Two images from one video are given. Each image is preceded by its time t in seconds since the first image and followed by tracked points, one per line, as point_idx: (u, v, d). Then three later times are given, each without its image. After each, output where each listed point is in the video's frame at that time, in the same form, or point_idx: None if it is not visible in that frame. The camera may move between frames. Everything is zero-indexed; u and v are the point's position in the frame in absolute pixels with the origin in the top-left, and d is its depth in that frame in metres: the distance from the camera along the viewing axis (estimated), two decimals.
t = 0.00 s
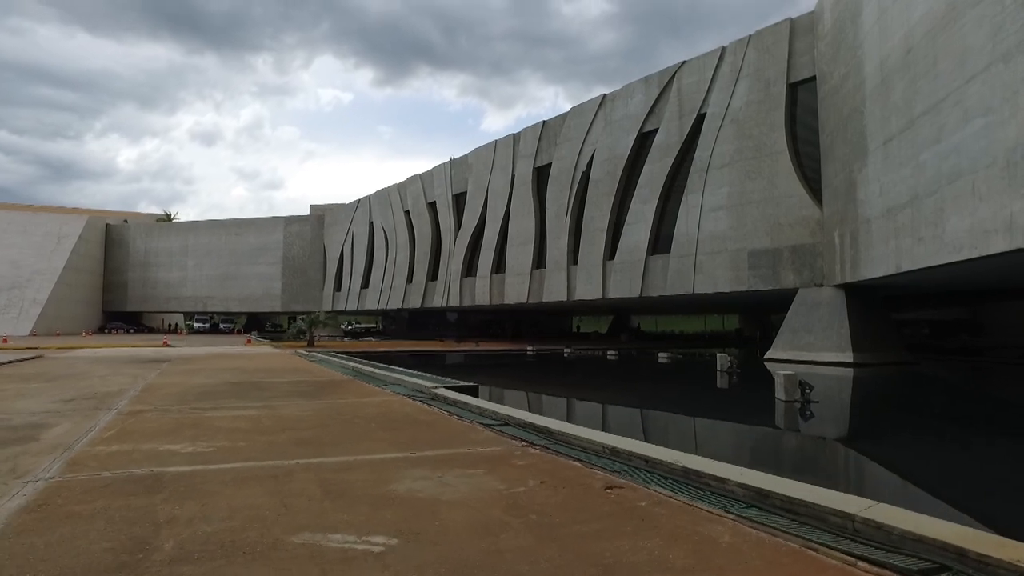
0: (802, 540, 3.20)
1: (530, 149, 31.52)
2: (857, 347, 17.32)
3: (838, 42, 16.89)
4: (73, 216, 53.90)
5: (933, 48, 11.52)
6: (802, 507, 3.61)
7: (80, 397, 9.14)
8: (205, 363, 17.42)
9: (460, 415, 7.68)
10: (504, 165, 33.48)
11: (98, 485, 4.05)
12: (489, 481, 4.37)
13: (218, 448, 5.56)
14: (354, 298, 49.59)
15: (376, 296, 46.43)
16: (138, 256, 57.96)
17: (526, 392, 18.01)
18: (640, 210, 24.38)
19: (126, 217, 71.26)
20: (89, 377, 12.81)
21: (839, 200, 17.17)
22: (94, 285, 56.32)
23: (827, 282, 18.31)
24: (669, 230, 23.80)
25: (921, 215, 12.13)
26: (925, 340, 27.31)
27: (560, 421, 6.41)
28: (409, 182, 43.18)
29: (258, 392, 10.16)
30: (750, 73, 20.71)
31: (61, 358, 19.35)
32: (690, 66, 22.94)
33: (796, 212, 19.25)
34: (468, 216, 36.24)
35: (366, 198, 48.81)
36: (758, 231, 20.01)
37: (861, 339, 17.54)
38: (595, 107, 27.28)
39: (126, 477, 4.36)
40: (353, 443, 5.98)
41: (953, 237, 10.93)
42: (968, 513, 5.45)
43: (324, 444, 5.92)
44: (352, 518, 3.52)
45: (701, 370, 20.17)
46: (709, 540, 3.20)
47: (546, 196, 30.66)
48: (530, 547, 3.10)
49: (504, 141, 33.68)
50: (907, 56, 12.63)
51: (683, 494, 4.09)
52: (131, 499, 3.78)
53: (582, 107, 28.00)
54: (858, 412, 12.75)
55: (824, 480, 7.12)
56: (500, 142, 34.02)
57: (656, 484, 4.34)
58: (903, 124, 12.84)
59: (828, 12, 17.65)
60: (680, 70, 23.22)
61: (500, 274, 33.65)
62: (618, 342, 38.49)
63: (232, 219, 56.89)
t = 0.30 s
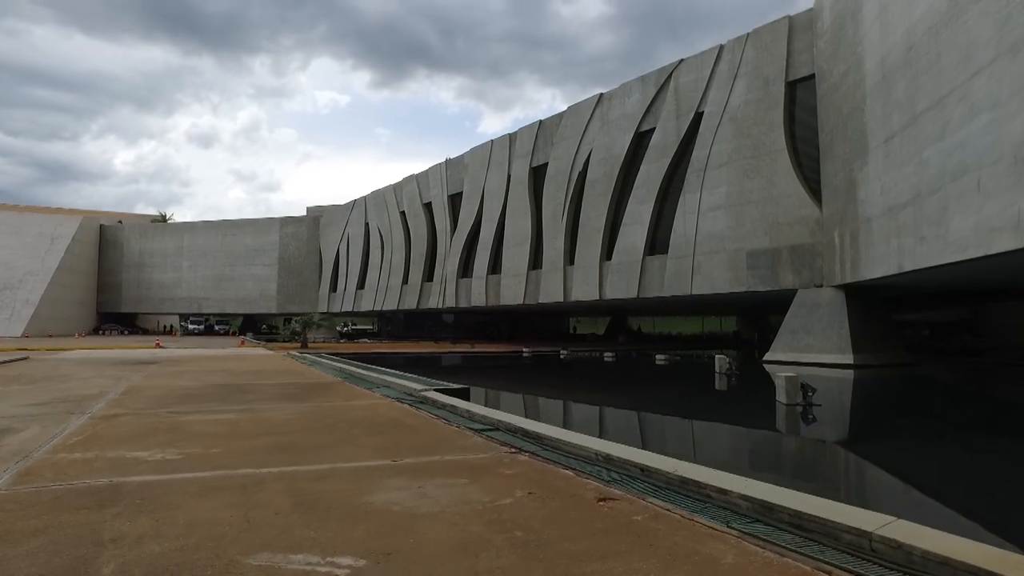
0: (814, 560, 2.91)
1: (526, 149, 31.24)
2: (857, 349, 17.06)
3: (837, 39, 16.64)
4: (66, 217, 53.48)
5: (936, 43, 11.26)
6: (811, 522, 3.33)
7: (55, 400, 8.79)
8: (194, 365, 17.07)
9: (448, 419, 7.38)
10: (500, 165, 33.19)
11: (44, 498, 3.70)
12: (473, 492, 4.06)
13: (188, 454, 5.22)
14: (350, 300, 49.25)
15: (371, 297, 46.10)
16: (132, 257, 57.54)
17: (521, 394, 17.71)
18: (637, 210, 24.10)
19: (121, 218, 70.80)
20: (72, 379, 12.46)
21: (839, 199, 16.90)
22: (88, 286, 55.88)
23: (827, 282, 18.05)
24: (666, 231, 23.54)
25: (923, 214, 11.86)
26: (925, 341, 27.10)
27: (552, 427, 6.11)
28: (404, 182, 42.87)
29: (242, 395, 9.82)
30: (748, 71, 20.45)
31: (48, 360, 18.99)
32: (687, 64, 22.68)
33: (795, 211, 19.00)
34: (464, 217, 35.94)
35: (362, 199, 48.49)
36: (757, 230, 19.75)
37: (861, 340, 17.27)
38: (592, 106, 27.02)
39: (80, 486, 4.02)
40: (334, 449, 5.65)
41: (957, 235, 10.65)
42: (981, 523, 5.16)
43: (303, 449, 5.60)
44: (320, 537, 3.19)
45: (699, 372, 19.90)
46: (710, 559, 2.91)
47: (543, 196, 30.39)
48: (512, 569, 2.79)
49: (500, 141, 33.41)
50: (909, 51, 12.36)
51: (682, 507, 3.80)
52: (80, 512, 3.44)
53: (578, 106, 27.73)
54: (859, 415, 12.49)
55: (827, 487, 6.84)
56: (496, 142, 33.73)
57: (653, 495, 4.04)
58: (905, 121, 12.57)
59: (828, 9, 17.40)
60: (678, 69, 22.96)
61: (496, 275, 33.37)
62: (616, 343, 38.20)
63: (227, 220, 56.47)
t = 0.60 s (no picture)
0: None
1: (523, 148, 30.95)
2: (857, 350, 16.80)
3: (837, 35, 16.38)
4: (60, 218, 53.03)
5: (940, 36, 10.98)
6: (823, 543, 3.03)
7: (29, 404, 8.42)
8: (182, 366, 16.70)
9: (436, 424, 7.06)
10: (496, 165, 32.88)
11: None
12: (453, 506, 3.74)
13: (155, 462, 4.86)
14: (346, 301, 48.89)
15: (367, 298, 45.77)
16: (127, 257, 57.09)
17: (517, 396, 17.40)
18: (634, 210, 23.81)
19: (115, 218, 70.33)
20: (52, 381, 12.10)
21: (839, 197, 16.63)
22: (81, 287, 55.41)
23: (827, 282, 17.78)
24: (664, 231, 23.26)
25: (926, 212, 11.57)
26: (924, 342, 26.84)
27: (544, 433, 5.80)
28: (400, 182, 42.55)
29: (226, 398, 9.47)
30: (746, 69, 20.18)
31: (34, 361, 18.60)
32: (685, 62, 22.41)
33: (794, 211, 18.73)
34: (459, 217, 35.64)
35: (357, 199, 48.15)
36: (755, 230, 19.47)
37: (861, 341, 17.01)
38: (589, 105, 26.73)
39: (26, 501, 3.68)
40: (312, 456, 5.30)
41: (962, 233, 10.37)
42: (995, 535, 4.86)
43: (280, 456, 5.26)
44: (278, 561, 2.87)
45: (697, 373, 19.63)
46: None
47: (539, 196, 30.09)
48: None
49: (496, 140, 33.12)
50: (911, 46, 12.09)
51: (680, 522, 3.50)
52: (16, 532, 3.10)
53: (575, 105, 27.45)
54: (860, 416, 12.23)
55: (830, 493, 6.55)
56: (492, 142, 33.44)
57: (649, 509, 3.74)
58: (908, 117, 12.28)
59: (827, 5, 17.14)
60: (675, 67, 22.69)
61: (492, 275, 33.07)
62: (613, 344, 37.85)
63: (222, 221, 56.02)
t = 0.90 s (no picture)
0: None
1: (520, 147, 30.66)
2: (859, 351, 16.53)
3: (838, 31, 16.10)
4: (54, 218, 52.63)
5: (946, 29, 10.70)
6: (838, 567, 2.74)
7: (2, 407, 8.09)
8: (171, 368, 16.36)
9: (423, 428, 6.76)
10: (493, 164, 32.57)
11: None
12: (432, 520, 3.43)
13: (119, 471, 4.53)
14: (342, 301, 48.56)
15: (363, 298, 45.43)
16: (122, 258, 56.69)
17: (512, 397, 17.11)
18: (633, 209, 23.50)
19: (111, 218, 69.92)
20: (34, 383, 11.75)
21: (840, 196, 16.36)
22: (76, 287, 55.02)
23: (827, 282, 17.50)
24: (662, 231, 22.97)
25: (931, 209, 11.28)
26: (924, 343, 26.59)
27: (535, 439, 5.50)
28: (397, 182, 42.23)
29: (209, 400, 9.15)
30: (746, 66, 19.89)
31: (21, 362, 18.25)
32: (683, 59, 22.12)
33: (795, 210, 18.45)
34: (456, 217, 35.33)
35: (354, 199, 47.82)
36: (755, 229, 19.19)
37: (863, 342, 16.74)
38: (586, 103, 26.44)
39: None
40: (288, 464, 4.97)
41: (969, 231, 10.09)
42: (1010, 549, 4.56)
43: (254, 464, 4.93)
44: None
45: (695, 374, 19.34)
46: None
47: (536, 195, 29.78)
48: None
49: (493, 140, 32.83)
50: (916, 40, 11.81)
51: (680, 540, 3.20)
52: None
53: (572, 103, 27.16)
54: (862, 418, 11.95)
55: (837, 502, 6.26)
56: (489, 141, 33.15)
57: (646, 524, 3.43)
58: (912, 113, 12.00)
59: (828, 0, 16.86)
60: (674, 64, 22.40)
61: (489, 275, 32.76)
62: (611, 345, 37.52)
63: (218, 221, 55.63)
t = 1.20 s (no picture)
0: None
1: (516, 147, 30.36)
2: (860, 353, 16.24)
3: (839, 28, 15.84)
4: (48, 219, 52.24)
5: (952, 23, 10.43)
6: None
7: None
8: (159, 371, 16.02)
9: (409, 435, 6.44)
10: (490, 164, 32.26)
11: None
12: (408, 543, 3.11)
13: (73, 486, 4.18)
14: (338, 303, 48.21)
15: (359, 301, 45.10)
16: (117, 259, 56.29)
17: (508, 401, 16.79)
18: (630, 210, 23.22)
19: (106, 220, 69.54)
20: (14, 387, 11.41)
21: (841, 195, 16.10)
22: (70, 289, 54.59)
23: (828, 283, 17.24)
24: (660, 232, 22.68)
25: (936, 207, 10.99)
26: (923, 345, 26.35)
27: (525, 450, 5.20)
28: (393, 183, 41.92)
29: (190, 406, 8.80)
30: (744, 65, 19.63)
31: (7, 366, 17.88)
32: (681, 58, 21.84)
33: (795, 210, 18.18)
34: (452, 219, 35.02)
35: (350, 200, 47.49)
36: (754, 230, 18.92)
37: (864, 344, 16.47)
38: (584, 103, 26.16)
39: None
40: (259, 476, 4.64)
41: (977, 229, 9.79)
42: None
43: (223, 477, 4.60)
44: None
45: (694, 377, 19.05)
46: None
47: (533, 196, 29.50)
48: None
49: (490, 140, 32.54)
50: (920, 35, 11.53)
51: (683, 567, 2.89)
52: None
53: (569, 103, 26.88)
54: (864, 422, 11.67)
55: (843, 513, 5.95)
56: (485, 141, 32.85)
57: (644, 547, 3.13)
58: (915, 109, 11.72)
59: None
60: (672, 63, 22.12)
61: (485, 277, 32.45)
62: (608, 348, 37.24)
63: (214, 222, 55.25)
